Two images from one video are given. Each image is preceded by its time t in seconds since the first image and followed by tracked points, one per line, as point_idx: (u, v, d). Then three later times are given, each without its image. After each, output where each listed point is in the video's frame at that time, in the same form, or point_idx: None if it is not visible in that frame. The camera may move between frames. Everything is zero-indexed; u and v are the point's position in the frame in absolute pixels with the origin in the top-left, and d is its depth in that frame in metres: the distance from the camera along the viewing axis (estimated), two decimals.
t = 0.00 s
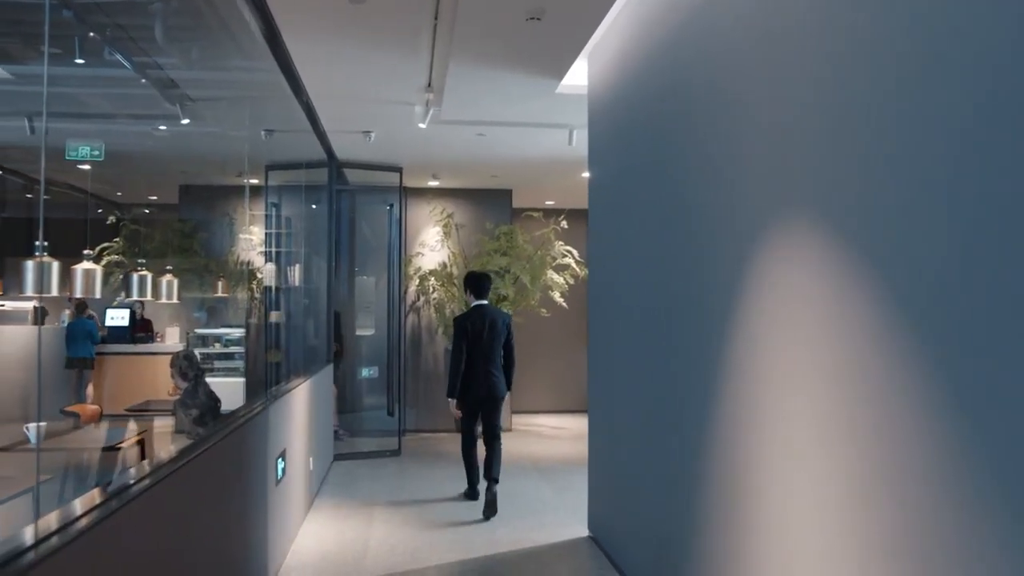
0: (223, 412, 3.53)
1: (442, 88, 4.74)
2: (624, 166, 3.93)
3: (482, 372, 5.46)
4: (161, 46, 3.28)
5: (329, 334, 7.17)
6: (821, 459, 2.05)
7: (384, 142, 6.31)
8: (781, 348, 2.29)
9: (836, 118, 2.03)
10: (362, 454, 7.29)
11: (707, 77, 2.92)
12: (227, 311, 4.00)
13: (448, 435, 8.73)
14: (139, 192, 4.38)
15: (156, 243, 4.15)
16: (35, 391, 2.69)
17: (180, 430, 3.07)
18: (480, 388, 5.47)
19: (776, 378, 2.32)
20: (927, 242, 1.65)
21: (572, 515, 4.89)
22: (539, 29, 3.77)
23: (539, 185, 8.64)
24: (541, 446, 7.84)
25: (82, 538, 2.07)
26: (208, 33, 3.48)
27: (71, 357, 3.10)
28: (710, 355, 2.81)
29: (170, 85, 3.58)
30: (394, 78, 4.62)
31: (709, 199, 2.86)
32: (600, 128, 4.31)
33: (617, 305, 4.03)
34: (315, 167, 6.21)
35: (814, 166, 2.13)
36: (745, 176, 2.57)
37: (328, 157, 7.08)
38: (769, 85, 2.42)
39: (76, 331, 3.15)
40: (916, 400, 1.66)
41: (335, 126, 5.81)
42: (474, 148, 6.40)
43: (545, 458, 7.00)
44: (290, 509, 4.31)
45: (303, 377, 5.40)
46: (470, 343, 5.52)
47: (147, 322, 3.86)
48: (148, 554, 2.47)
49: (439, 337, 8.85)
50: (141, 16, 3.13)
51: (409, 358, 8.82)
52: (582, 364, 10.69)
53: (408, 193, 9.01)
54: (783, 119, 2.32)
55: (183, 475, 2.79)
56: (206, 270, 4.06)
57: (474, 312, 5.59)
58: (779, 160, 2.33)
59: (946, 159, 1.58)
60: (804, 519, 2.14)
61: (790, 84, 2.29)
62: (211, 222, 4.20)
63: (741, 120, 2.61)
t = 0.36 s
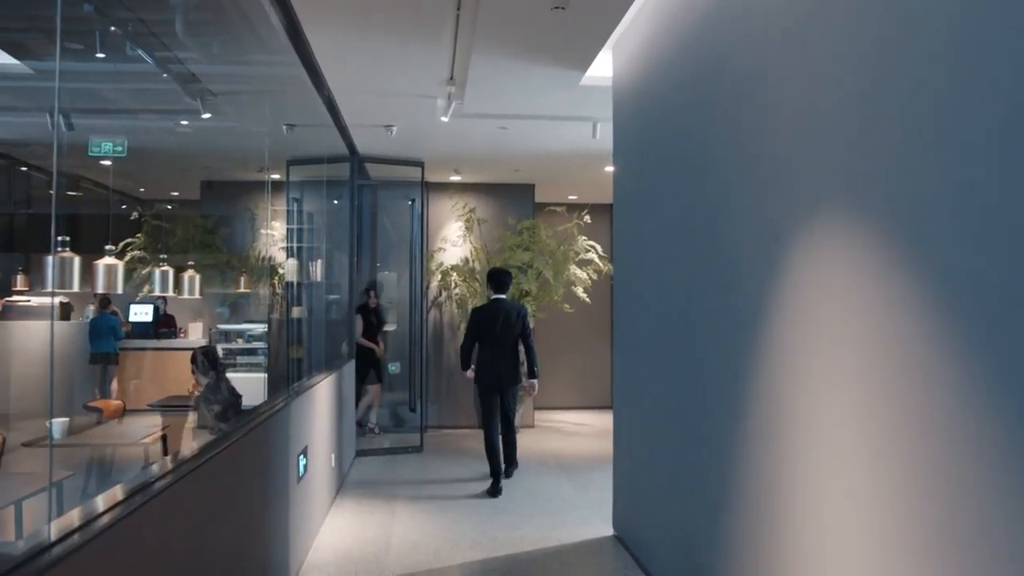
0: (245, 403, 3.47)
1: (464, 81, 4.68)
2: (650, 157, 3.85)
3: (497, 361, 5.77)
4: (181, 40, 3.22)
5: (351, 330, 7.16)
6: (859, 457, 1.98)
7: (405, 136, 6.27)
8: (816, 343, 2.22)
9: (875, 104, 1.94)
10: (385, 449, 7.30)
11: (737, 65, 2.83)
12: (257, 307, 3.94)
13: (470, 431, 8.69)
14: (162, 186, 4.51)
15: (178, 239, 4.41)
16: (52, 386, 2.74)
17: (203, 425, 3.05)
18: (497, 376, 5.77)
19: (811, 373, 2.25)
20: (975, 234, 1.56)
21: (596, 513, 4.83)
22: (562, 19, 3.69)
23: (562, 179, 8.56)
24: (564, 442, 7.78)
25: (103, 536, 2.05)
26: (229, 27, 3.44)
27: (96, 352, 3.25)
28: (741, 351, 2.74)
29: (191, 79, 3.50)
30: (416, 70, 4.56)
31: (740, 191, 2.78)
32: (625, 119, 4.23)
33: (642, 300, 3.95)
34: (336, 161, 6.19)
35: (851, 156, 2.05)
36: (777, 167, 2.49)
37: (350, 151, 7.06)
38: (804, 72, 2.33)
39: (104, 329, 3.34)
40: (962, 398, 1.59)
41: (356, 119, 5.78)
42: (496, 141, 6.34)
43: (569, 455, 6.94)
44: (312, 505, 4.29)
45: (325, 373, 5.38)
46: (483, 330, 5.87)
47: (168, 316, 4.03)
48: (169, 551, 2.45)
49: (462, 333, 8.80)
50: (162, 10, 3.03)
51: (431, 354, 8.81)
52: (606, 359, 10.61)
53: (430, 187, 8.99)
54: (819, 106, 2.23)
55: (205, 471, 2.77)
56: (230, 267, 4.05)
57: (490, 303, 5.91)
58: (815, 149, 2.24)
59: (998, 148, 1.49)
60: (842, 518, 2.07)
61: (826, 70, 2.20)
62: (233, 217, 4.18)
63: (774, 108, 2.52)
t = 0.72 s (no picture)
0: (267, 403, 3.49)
1: (487, 74, 4.63)
2: (677, 151, 3.77)
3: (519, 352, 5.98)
4: (203, 36, 3.20)
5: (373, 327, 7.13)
6: (901, 458, 1.91)
7: (427, 131, 6.23)
8: (854, 340, 2.15)
9: (915, 93, 1.86)
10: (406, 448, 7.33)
11: (769, 55, 2.75)
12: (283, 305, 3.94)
13: (493, 429, 8.66)
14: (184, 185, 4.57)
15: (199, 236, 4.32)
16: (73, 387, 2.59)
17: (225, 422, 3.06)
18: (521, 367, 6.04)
19: (848, 372, 2.18)
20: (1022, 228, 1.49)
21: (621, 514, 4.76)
22: (587, 10, 3.62)
23: (585, 175, 8.48)
24: (588, 440, 7.72)
25: (128, 533, 2.05)
26: (251, 23, 3.37)
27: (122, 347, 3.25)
28: (773, 349, 2.68)
29: (213, 77, 3.57)
30: (438, 64, 4.51)
31: (772, 184, 2.70)
32: (651, 112, 4.15)
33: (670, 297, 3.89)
34: (358, 157, 6.17)
35: (889, 147, 1.98)
36: (811, 160, 2.42)
37: (372, 147, 7.05)
38: (839, 60, 2.25)
39: (122, 323, 3.25)
40: (1012, 396, 1.52)
41: (378, 115, 5.75)
42: (519, 136, 6.29)
43: (593, 454, 6.87)
44: (335, 504, 4.28)
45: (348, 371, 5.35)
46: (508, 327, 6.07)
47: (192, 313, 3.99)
48: (193, 550, 2.43)
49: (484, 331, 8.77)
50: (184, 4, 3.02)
51: (454, 352, 8.78)
52: (629, 356, 10.52)
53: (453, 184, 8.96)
54: (856, 96, 2.15)
55: (229, 469, 2.76)
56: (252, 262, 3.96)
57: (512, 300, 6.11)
58: (852, 141, 2.16)
59: None
60: (884, 519, 2.00)
61: (863, 58, 2.12)
62: (257, 215, 4.02)
63: (808, 99, 2.44)
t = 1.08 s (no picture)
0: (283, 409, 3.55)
1: (509, 70, 4.59)
2: (702, 146, 3.72)
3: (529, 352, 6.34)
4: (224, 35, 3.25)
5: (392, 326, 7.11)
6: (932, 454, 1.86)
7: (448, 129, 6.20)
8: (883, 334, 2.10)
9: (952, 84, 1.80)
10: (426, 448, 7.34)
11: (798, 47, 2.69)
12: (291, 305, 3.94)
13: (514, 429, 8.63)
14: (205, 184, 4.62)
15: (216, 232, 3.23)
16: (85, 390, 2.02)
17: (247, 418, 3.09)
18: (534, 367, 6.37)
19: (877, 366, 2.13)
20: None
21: (645, 515, 4.71)
22: (610, 4, 3.57)
23: (607, 172, 8.41)
24: (609, 440, 7.66)
25: (148, 534, 2.05)
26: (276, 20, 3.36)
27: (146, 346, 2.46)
28: (800, 347, 2.62)
29: (232, 74, 3.33)
30: (459, 60, 4.48)
31: (801, 179, 2.65)
32: (675, 108, 4.10)
33: (694, 296, 3.83)
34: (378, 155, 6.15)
35: (923, 140, 1.92)
36: (842, 153, 2.35)
37: (392, 145, 7.03)
38: (872, 51, 2.19)
39: (147, 323, 2.49)
40: None
41: (399, 112, 5.72)
42: (540, 133, 6.24)
43: (615, 454, 6.82)
44: (355, 503, 4.27)
45: (368, 370, 5.35)
46: (521, 329, 6.52)
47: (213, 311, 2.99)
48: (214, 550, 2.45)
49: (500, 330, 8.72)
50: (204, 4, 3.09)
51: (474, 351, 8.75)
52: (651, 354, 10.45)
53: (473, 182, 8.93)
54: (889, 88, 2.09)
55: (249, 469, 2.76)
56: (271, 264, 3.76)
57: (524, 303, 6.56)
58: (884, 134, 2.11)
59: None
60: (917, 522, 1.94)
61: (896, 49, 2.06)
62: (274, 213, 3.87)
63: (839, 94, 2.39)
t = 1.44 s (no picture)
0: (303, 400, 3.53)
1: (528, 63, 4.54)
2: (725, 141, 3.65)
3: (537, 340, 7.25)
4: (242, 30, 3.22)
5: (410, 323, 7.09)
6: (969, 450, 1.80)
7: (467, 124, 6.16)
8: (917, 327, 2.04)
9: (987, 75, 1.74)
10: (446, 446, 7.32)
11: (825, 38, 2.62)
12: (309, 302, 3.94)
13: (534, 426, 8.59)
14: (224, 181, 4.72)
15: (238, 230, 3.57)
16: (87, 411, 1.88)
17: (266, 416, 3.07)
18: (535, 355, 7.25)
19: (910, 360, 2.06)
20: None
21: (667, 515, 4.65)
22: None
23: (627, 167, 8.33)
24: (630, 439, 7.59)
25: (168, 532, 2.04)
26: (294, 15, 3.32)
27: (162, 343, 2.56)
28: (829, 345, 2.56)
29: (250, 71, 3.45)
30: (478, 53, 4.43)
31: (828, 174, 2.58)
32: (698, 102, 4.03)
33: (718, 293, 3.76)
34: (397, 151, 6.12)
35: (957, 132, 1.85)
36: (873, 143, 2.28)
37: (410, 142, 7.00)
38: (902, 42, 2.13)
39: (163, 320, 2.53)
40: None
41: (418, 108, 5.69)
42: (560, 128, 6.18)
43: (636, 453, 6.75)
44: (373, 501, 4.25)
45: (387, 367, 5.32)
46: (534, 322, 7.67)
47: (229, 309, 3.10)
48: (232, 549, 2.42)
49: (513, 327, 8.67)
50: None
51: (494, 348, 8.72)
52: (672, 352, 10.36)
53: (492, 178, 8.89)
54: (921, 79, 2.03)
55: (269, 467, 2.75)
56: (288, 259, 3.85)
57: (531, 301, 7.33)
58: (916, 126, 2.04)
59: None
60: (955, 523, 1.86)
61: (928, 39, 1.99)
62: (292, 209, 4.03)
63: (868, 85, 2.32)
